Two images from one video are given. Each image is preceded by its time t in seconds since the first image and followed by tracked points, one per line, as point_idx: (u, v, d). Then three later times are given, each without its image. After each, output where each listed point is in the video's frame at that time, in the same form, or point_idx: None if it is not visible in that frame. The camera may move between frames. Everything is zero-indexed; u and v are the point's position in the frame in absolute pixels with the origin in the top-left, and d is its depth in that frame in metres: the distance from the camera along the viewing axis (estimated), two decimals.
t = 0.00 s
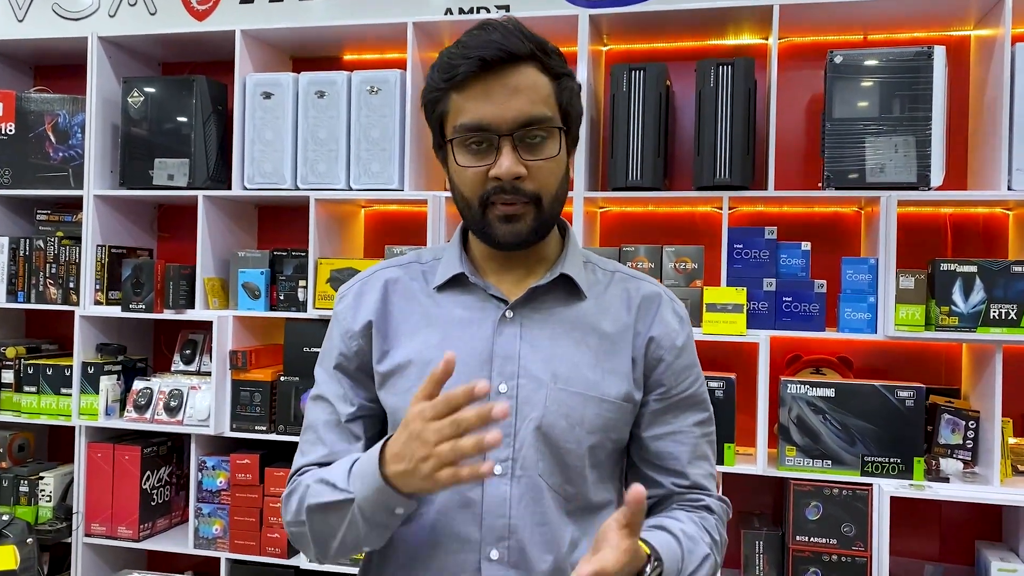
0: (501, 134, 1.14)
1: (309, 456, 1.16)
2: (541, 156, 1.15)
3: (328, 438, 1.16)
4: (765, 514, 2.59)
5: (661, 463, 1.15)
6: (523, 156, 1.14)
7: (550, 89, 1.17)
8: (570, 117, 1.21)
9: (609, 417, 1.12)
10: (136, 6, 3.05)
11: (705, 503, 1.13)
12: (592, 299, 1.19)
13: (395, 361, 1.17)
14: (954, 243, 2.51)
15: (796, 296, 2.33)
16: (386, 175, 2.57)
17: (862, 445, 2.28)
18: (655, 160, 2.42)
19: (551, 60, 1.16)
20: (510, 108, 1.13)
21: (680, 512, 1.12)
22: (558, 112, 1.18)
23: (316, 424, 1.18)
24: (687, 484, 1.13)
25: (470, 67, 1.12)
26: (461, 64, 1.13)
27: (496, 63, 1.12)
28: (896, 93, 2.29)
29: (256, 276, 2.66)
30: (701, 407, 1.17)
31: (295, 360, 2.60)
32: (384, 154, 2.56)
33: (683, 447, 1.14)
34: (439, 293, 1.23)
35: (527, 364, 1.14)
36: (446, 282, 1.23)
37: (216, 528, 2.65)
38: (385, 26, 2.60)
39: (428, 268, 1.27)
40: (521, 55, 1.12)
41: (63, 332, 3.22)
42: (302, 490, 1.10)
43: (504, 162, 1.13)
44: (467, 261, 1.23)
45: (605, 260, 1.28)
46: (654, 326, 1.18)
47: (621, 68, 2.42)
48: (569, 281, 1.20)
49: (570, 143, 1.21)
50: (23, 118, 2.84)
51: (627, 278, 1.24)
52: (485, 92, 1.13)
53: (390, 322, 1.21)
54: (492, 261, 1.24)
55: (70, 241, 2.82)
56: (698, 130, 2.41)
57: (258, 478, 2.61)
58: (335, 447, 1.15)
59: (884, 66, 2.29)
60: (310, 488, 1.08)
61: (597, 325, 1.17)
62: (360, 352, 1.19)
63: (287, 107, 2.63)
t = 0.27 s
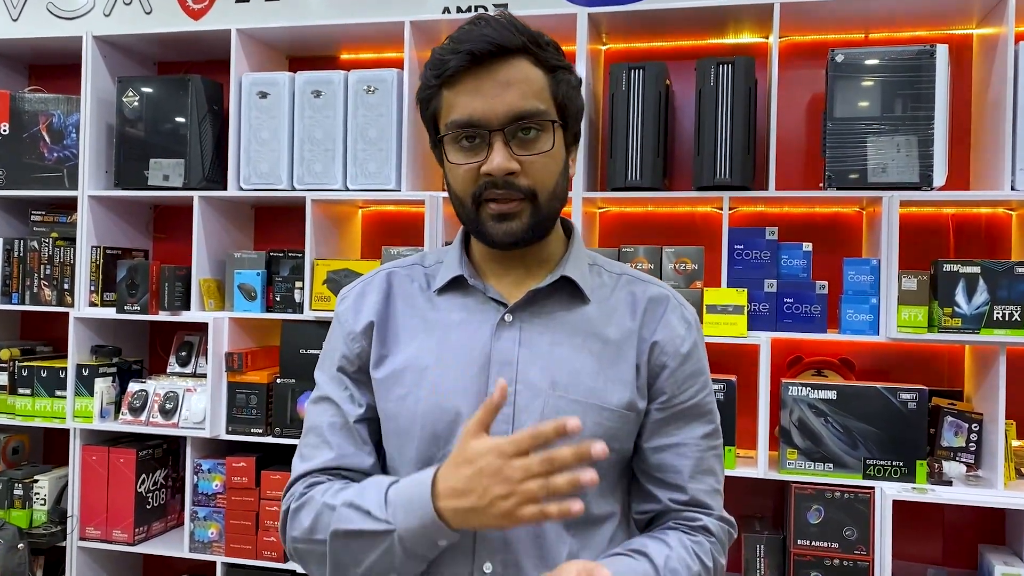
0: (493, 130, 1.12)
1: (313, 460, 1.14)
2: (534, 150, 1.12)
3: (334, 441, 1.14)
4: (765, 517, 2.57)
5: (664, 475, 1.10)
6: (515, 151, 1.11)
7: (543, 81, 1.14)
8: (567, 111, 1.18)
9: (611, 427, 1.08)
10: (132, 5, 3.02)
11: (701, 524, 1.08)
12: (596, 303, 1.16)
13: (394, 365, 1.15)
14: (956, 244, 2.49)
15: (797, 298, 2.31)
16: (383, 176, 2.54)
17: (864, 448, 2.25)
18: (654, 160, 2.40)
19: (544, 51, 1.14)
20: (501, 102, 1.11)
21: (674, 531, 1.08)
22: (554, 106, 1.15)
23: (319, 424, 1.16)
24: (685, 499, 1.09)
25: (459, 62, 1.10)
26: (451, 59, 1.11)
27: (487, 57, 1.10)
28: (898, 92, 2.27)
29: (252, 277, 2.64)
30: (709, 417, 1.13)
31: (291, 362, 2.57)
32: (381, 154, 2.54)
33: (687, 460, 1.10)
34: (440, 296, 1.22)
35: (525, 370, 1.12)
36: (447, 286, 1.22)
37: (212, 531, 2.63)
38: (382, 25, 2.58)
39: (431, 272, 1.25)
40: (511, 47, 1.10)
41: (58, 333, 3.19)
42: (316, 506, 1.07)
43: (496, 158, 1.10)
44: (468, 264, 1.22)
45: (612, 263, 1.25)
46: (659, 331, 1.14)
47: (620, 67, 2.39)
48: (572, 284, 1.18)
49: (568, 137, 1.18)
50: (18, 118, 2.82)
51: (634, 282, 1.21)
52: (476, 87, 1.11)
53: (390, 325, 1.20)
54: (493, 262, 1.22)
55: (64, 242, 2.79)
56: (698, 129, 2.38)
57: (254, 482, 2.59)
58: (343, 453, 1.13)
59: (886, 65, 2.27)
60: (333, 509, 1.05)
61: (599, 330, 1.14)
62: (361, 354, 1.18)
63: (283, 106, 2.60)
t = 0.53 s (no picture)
0: (483, 128, 1.10)
1: (312, 467, 1.14)
2: (525, 149, 1.10)
3: (332, 449, 1.14)
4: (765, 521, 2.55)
5: (667, 487, 1.08)
6: (505, 149, 1.10)
7: (536, 78, 1.12)
8: (563, 109, 1.16)
9: (610, 437, 1.06)
10: (128, 6, 3.01)
11: (707, 538, 1.05)
12: (597, 309, 1.14)
13: (389, 372, 1.14)
14: (957, 246, 2.47)
15: (797, 300, 2.29)
16: (380, 177, 2.52)
17: (865, 451, 2.23)
18: (653, 161, 2.38)
19: (537, 47, 1.12)
20: (491, 100, 1.09)
21: (678, 544, 1.06)
22: (548, 103, 1.13)
23: (318, 431, 1.16)
24: (691, 512, 1.07)
25: (450, 58, 1.09)
26: (442, 56, 1.10)
27: (476, 53, 1.09)
28: (899, 93, 2.25)
29: (248, 279, 2.63)
30: (716, 428, 1.09)
31: (287, 365, 2.55)
32: (378, 156, 2.52)
33: (692, 471, 1.07)
34: (438, 300, 1.20)
35: (520, 378, 1.09)
36: (445, 289, 1.20)
37: (208, 535, 2.61)
38: (379, 26, 2.56)
39: (430, 275, 1.24)
40: (501, 43, 1.09)
41: (54, 336, 3.17)
42: (312, 517, 1.08)
43: (485, 156, 1.09)
44: (466, 267, 1.20)
45: (616, 267, 1.22)
46: (663, 338, 1.11)
47: (618, 68, 2.38)
48: (572, 288, 1.16)
49: (563, 135, 1.16)
50: (13, 119, 2.80)
51: (638, 287, 1.18)
52: (466, 84, 1.10)
53: (387, 331, 1.18)
54: (492, 265, 1.20)
55: (60, 244, 2.78)
56: (698, 130, 2.37)
57: (251, 486, 2.57)
58: (341, 460, 1.14)
59: (887, 66, 2.25)
60: (328, 521, 1.05)
61: (601, 336, 1.12)
62: (358, 360, 1.17)
63: (280, 107, 2.59)
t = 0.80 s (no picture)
0: (482, 132, 1.10)
1: (317, 475, 1.15)
2: (524, 153, 1.09)
3: (335, 455, 1.15)
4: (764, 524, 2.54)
5: (669, 494, 1.08)
6: (504, 153, 1.09)
7: (537, 81, 1.11)
8: (565, 112, 1.15)
9: (610, 443, 1.05)
10: (128, 8, 3.01)
11: (710, 544, 1.05)
12: (598, 314, 1.13)
13: (389, 376, 1.13)
14: (958, 249, 2.46)
15: (797, 303, 2.28)
16: (379, 180, 2.52)
17: (865, 455, 2.22)
18: (653, 164, 2.37)
19: (538, 51, 1.11)
20: (490, 104, 1.09)
21: (681, 550, 1.05)
22: (548, 107, 1.12)
23: (322, 437, 1.17)
24: (694, 520, 1.06)
25: (449, 62, 1.09)
26: (442, 60, 1.10)
27: (475, 57, 1.08)
28: (899, 95, 2.25)
29: (246, 282, 2.62)
30: (719, 434, 1.08)
31: (286, 368, 2.55)
32: (377, 158, 2.52)
33: (694, 479, 1.06)
34: (440, 304, 1.19)
35: (520, 383, 1.09)
36: (447, 293, 1.19)
37: (206, 539, 2.60)
38: (378, 28, 2.56)
39: (434, 279, 1.23)
40: (500, 47, 1.08)
41: (52, 339, 3.17)
42: (312, 538, 1.09)
43: (483, 160, 1.08)
44: (467, 271, 1.19)
45: (621, 271, 1.21)
46: (666, 343, 1.10)
47: (618, 70, 2.38)
48: (573, 293, 1.15)
49: (564, 139, 1.15)
50: (12, 121, 2.80)
51: (641, 291, 1.16)
52: (465, 88, 1.10)
53: (389, 334, 1.18)
54: (495, 268, 1.19)
55: (58, 246, 2.77)
56: (697, 133, 2.36)
57: (249, 489, 2.56)
58: (343, 470, 1.14)
59: (887, 68, 2.25)
60: (324, 547, 1.07)
61: (601, 341, 1.11)
62: (359, 364, 1.17)
63: (279, 110, 2.58)
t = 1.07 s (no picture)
0: (488, 136, 1.10)
1: (320, 479, 1.16)
2: (529, 157, 1.10)
3: (337, 460, 1.16)
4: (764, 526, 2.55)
5: (672, 496, 1.09)
6: (510, 158, 1.10)
7: (544, 87, 1.12)
8: (570, 118, 1.16)
9: (613, 445, 1.06)
10: (129, 12, 3.02)
11: (712, 545, 1.05)
12: (600, 317, 1.14)
13: (394, 380, 1.14)
14: (956, 252, 2.48)
15: (796, 306, 2.29)
16: (380, 183, 2.53)
17: (864, 457, 2.23)
18: (653, 167, 2.38)
19: (545, 58, 1.12)
20: (497, 108, 1.10)
21: (684, 551, 1.06)
22: (554, 113, 1.13)
23: (326, 442, 1.18)
24: (696, 521, 1.06)
25: (457, 67, 1.10)
26: (450, 65, 1.11)
27: (483, 63, 1.09)
28: (898, 99, 2.26)
29: (247, 284, 2.62)
30: (721, 436, 1.09)
31: (287, 371, 2.55)
32: (378, 161, 2.53)
33: (695, 480, 1.07)
34: (443, 307, 1.20)
35: (522, 386, 1.10)
36: (450, 296, 1.20)
37: (207, 541, 2.60)
38: (379, 32, 2.57)
39: (436, 282, 1.24)
40: (508, 53, 1.09)
41: (53, 341, 3.17)
42: (316, 546, 1.11)
43: (489, 164, 1.09)
44: (470, 274, 1.20)
45: (623, 275, 1.21)
46: (667, 347, 1.10)
47: (618, 74, 2.39)
48: (576, 297, 1.16)
49: (569, 145, 1.16)
50: (14, 125, 2.80)
51: (642, 294, 1.17)
52: (473, 92, 1.10)
53: (392, 338, 1.19)
54: (498, 271, 1.20)
55: (59, 249, 2.78)
56: (697, 137, 2.37)
57: (250, 491, 2.57)
58: (343, 476, 1.15)
59: (885, 72, 2.26)
60: (328, 555, 1.08)
61: (603, 344, 1.11)
62: (363, 368, 1.18)
63: (279, 113, 2.59)
